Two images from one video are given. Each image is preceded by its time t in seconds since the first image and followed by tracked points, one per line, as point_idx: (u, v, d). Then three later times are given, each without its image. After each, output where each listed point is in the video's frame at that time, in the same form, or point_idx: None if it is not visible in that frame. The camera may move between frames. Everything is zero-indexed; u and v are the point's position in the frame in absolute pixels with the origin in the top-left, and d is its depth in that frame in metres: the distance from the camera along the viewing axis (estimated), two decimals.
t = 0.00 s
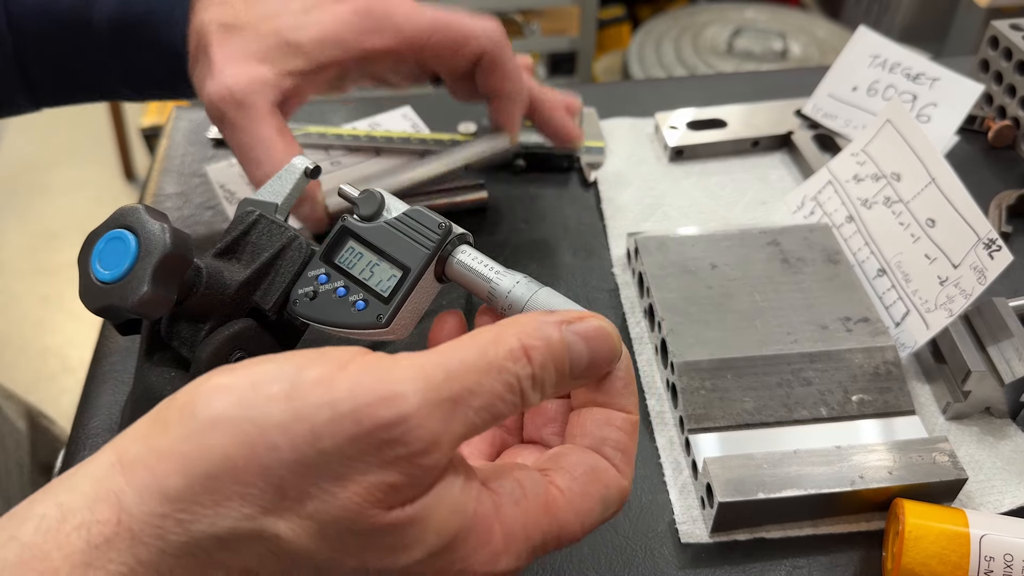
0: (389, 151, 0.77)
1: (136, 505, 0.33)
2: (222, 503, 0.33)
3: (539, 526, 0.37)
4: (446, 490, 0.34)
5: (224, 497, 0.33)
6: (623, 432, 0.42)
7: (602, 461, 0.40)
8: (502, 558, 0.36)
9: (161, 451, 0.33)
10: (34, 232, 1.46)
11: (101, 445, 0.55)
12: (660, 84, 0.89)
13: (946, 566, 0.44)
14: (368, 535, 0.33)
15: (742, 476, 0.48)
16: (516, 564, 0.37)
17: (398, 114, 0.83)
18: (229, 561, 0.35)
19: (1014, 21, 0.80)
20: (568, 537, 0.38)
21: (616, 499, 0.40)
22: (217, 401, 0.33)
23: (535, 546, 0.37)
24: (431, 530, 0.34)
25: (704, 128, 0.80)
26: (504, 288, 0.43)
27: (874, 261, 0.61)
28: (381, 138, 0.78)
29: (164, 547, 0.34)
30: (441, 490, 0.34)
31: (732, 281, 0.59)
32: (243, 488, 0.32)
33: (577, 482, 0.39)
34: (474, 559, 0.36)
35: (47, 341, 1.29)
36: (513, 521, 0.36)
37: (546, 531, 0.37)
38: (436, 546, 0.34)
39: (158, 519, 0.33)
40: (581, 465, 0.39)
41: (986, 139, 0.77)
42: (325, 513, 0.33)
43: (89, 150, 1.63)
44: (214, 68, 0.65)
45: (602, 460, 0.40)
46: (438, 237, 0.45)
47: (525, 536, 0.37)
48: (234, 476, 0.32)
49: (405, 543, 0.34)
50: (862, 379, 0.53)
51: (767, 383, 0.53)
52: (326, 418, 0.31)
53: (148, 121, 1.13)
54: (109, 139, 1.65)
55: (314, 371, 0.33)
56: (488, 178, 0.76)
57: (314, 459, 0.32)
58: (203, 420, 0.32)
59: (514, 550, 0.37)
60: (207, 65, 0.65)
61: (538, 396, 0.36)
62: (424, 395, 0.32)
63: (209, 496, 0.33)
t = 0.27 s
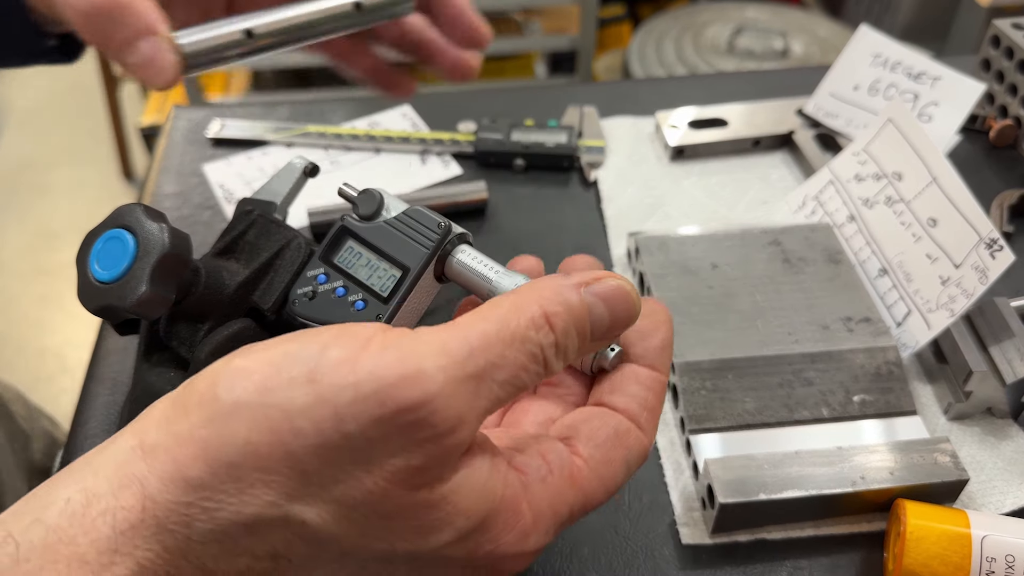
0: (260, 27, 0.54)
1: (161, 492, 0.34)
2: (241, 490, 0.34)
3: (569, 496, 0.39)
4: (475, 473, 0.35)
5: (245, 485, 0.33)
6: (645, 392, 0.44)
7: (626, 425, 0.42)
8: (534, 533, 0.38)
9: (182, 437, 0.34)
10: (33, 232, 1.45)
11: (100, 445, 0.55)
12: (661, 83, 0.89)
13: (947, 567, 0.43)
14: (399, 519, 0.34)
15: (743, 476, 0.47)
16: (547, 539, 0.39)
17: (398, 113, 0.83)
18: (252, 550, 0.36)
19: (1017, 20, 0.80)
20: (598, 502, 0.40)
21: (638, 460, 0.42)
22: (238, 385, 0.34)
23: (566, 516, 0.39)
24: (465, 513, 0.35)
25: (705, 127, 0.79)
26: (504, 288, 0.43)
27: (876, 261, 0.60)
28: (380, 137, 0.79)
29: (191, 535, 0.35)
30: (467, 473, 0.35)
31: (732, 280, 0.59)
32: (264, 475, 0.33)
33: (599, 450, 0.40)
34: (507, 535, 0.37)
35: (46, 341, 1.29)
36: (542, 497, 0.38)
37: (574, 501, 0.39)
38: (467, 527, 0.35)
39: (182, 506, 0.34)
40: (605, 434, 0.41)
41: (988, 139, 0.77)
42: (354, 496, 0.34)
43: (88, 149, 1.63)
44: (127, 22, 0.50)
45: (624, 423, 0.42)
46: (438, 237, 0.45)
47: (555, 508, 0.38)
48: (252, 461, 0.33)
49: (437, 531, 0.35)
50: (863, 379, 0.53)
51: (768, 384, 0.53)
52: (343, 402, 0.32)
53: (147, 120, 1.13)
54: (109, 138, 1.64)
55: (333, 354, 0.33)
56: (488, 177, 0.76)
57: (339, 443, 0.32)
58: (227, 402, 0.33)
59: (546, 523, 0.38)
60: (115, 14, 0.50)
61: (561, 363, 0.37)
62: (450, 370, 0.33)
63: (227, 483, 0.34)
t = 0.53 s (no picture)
0: (211, 80, 0.48)
1: (87, 530, 0.28)
2: (179, 514, 0.29)
3: (489, 539, 0.37)
4: (368, 500, 0.34)
5: (192, 504, 0.29)
6: (573, 444, 0.42)
7: (545, 470, 0.41)
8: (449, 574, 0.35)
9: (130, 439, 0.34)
10: (33, 232, 1.45)
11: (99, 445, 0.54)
12: (661, 83, 0.89)
13: (947, 567, 0.43)
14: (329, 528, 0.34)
15: (743, 477, 0.47)
16: None
17: (398, 113, 0.83)
18: None
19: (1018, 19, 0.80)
20: (519, 552, 0.38)
21: (563, 510, 0.39)
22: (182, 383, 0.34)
23: (485, 562, 0.37)
24: (354, 535, 0.33)
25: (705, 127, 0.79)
26: (506, 290, 0.43)
27: (876, 261, 0.60)
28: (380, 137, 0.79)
29: None
30: (340, 491, 0.33)
31: (733, 280, 0.59)
32: (212, 495, 0.30)
33: (520, 493, 0.39)
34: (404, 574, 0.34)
35: (46, 341, 1.29)
36: (461, 533, 0.36)
37: (496, 548, 0.37)
38: (349, 557, 0.33)
39: (126, 540, 0.29)
40: (527, 480, 0.40)
41: (989, 138, 0.77)
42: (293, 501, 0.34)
43: (87, 149, 1.62)
44: (74, 76, 0.43)
45: (549, 468, 0.41)
46: (438, 237, 0.45)
47: (469, 548, 0.36)
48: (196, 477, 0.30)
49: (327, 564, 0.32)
50: (864, 379, 0.53)
51: (769, 384, 0.53)
52: (299, 401, 0.33)
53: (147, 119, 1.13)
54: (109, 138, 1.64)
55: (290, 351, 0.34)
56: (488, 177, 0.76)
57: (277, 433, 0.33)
58: (149, 415, 0.30)
59: (463, 565, 0.36)
60: (60, 68, 0.43)
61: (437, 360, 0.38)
62: (361, 389, 0.35)
63: (179, 504, 0.29)
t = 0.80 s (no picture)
0: (211, 80, 0.47)
1: (54, 495, 0.32)
2: (137, 476, 0.33)
3: (400, 470, 0.40)
4: (291, 446, 0.36)
5: (142, 465, 0.33)
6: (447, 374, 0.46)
7: (434, 404, 0.44)
8: (375, 503, 0.38)
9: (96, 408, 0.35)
10: (34, 233, 1.45)
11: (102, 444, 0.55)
12: (660, 84, 0.89)
13: (945, 566, 0.44)
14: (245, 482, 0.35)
15: (742, 476, 0.48)
16: (392, 511, 0.39)
17: (398, 114, 0.84)
18: (186, 548, 0.34)
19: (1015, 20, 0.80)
20: (431, 477, 0.42)
21: (457, 434, 0.44)
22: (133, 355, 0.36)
23: (404, 491, 0.40)
24: (288, 474, 0.35)
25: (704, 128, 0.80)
26: (506, 290, 0.44)
27: (873, 261, 0.61)
28: (380, 138, 0.79)
29: (115, 538, 0.33)
30: (265, 442, 0.35)
31: (732, 280, 0.59)
32: (161, 457, 0.33)
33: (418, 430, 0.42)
34: (337, 507, 0.37)
35: (47, 341, 1.29)
36: (365, 480, 0.38)
37: (411, 476, 0.40)
38: (282, 501, 0.35)
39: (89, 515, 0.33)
40: (417, 415, 0.43)
41: (986, 139, 0.77)
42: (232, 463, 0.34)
43: (88, 149, 1.63)
44: (74, 74, 0.42)
45: (435, 401, 0.44)
46: (438, 237, 0.45)
47: (386, 489, 0.39)
48: (131, 443, 0.33)
49: (271, 510, 0.35)
50: (862, 379, 0.53)
51: (767, 383, 0.53)
52: (224, 366, 0.34)
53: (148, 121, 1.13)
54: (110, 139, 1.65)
55: (204, 321, 0.35)
56: (488, 178, 0.76)
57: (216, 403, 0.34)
58: (82, 400, 0.34)
59: (384, 495, 0.39)
60: (60, 65, 0.42)
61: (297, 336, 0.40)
62: (259, 341, 0.36)
63: (128, 468, 0.33)
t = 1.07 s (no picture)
0: (200, 105, 0.47)
1: (64, 492, 0.33)
2: (144, 477, 0.33)
3: (400, 473, 0.40)
4: (291, 447, 0.36)
5: (149, 467, 0.33)
6: (448, 374, 0.46)
7: (434, 405, 0.44)
8: (374, 505, 0.38)
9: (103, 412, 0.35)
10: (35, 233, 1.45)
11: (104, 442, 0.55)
12: (660, 84, 0.90)
13: (945, 565, 0.44)
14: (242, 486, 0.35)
15: (742, 475, 0.48)
16: (391, 513, 0.39)
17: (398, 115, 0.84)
18: (191, 546, 0.34)
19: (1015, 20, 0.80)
20: (431, 480, 0.41)
21: (457, 435, 0.44)
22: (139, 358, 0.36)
23: (404, 494, 0.40)
24: (289, 476, 0.35)
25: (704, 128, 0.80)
26: (506, 291, 0.44)
27: (873, 261, 0.61)
28: (381, 138, 0.79)
29: (123, 536, 0.34)
30: (266, 445, 0.35)
31: (732, 281, 0.59)
32: (167, 460, 0.33)
33: (418, 432, 0.42)
34: (336, 508, 0.37)
35: (48, 340, 1.29)
36: (365, 482, 0.38)
37: (411, 479, 0.40)
38: (280, 507, 0.35)
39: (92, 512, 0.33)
40: (419, 419, 0.42)
41: (985, 139, 0.77)
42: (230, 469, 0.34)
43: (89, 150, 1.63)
44: (61, 96, 0.43)
45: (435, 403, 0.44)
46: (438, 237, 0.46)
47: (387, 492, 0.39)
48: (137, 445, 0.33)
49: (273, 511, 0.34)
50: (861, 379, 0.53)
51: (767, 383, 0.53)
52: (226, 374, 0.34)
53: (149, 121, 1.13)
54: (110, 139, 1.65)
55: (211, 328, 0.35)
56: (488, 178, 0.76)
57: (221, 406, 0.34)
58: (91, 402, 0.34)
59: (383, 497, 0.39)
60: (47, 88, 0.42)
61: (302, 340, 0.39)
62: (266, 348, 0.36)
63: (135, 468, 0.33)
